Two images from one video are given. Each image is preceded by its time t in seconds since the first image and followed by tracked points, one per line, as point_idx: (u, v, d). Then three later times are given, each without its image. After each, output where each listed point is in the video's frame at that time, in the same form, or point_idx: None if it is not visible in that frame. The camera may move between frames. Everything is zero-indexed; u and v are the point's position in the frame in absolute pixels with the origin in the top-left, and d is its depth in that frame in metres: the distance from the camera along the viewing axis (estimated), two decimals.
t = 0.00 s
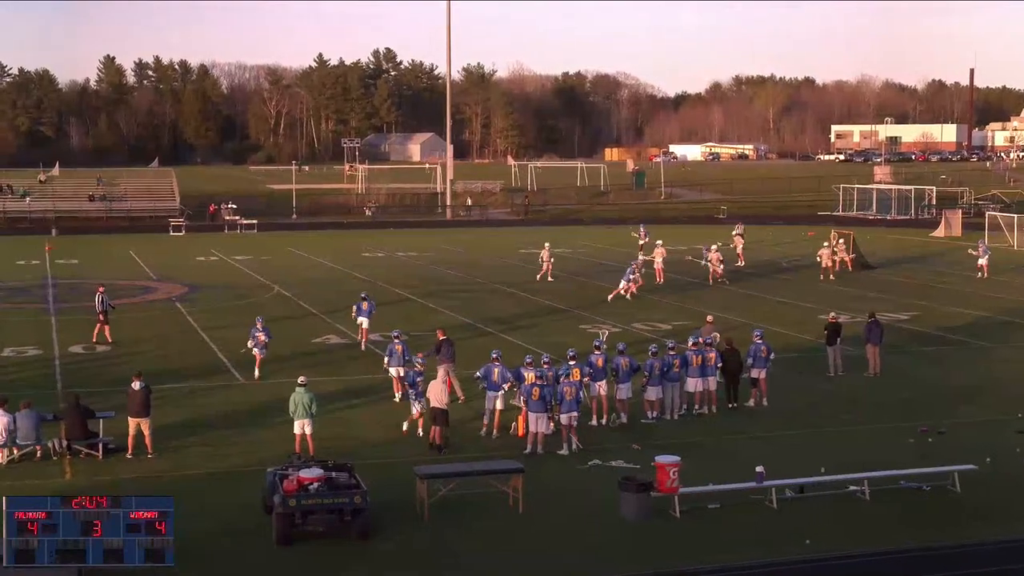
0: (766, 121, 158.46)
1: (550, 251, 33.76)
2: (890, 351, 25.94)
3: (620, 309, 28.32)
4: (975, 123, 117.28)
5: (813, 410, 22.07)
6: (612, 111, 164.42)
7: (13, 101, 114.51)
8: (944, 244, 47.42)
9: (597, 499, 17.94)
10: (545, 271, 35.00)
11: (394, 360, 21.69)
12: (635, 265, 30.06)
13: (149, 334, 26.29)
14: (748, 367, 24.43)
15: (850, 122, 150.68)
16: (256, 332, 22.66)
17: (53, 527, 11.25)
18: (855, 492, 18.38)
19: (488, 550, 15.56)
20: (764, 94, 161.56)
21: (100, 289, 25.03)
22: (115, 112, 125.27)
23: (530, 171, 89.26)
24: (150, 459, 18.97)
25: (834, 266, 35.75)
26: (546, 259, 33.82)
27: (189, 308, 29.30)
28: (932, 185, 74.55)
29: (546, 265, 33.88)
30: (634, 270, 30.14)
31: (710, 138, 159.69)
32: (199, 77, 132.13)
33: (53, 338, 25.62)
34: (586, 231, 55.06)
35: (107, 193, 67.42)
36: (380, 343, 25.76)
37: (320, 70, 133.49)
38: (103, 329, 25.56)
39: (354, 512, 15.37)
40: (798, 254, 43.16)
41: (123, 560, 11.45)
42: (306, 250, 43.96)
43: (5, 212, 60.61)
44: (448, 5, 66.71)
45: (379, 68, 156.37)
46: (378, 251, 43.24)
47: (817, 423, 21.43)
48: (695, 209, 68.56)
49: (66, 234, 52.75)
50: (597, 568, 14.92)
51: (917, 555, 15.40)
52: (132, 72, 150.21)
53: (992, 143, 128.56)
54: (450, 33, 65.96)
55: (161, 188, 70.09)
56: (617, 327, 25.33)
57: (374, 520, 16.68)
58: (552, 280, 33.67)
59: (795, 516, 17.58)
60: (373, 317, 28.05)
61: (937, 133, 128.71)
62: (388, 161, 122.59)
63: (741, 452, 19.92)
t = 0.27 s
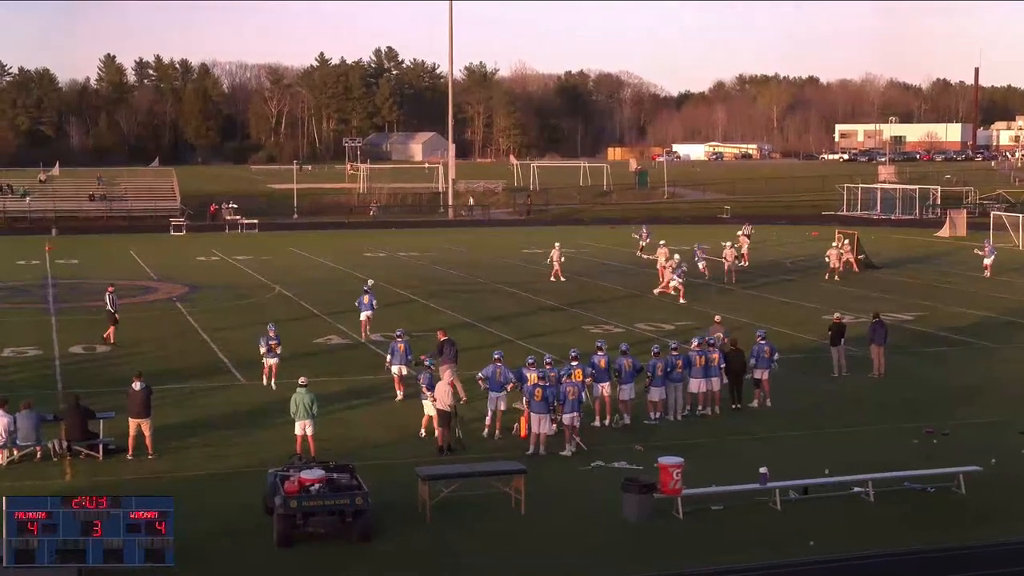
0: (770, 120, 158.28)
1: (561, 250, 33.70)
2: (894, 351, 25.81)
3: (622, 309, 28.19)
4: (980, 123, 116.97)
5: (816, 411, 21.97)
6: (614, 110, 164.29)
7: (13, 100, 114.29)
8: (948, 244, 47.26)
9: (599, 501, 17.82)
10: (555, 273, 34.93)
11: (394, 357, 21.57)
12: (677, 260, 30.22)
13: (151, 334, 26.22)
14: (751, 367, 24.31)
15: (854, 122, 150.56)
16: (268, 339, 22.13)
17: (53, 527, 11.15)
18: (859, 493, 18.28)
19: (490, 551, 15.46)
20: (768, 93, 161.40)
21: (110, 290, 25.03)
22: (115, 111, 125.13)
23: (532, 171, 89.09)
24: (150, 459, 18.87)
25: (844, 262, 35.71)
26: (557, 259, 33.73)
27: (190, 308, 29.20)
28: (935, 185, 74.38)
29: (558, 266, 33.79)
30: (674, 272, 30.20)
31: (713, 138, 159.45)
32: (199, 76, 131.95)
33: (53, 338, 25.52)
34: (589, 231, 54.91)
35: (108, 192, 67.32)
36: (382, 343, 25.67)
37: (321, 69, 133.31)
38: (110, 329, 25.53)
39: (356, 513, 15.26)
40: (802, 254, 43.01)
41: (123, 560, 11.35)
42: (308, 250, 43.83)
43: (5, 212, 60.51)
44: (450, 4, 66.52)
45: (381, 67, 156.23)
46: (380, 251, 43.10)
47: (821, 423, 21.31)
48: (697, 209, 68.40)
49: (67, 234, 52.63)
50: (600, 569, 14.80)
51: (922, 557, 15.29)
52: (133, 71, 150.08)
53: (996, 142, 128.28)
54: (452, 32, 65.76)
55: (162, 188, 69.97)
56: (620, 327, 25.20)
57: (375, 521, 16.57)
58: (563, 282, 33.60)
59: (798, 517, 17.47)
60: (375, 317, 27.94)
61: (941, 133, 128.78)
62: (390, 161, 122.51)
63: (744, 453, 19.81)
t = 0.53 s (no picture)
0: (771, 119, 158.32)
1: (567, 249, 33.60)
2: (896, 352, 25.73)
3: (623, 309, 28.11)
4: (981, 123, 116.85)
5: (818, 411, 21.89)
6: (615, 110, 164.19)
7: (12, 99, 114.15)
8: (950, 244, 47.19)
9: (600, 501, 17.74)
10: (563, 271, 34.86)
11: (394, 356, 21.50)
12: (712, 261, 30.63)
13: (151, 334, 26.16)
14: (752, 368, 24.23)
15: (855, 121, 150.63)
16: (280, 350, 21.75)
17: (53, 527, 11.07)
18: (861, 494, 18.20)
19: (491, 552, 15.40)
20: (768, 92, 161.48)
21: (117, 291, 25.05)
22: (115, 111, 125.06)
23: (531, 171, 89.03)
24: (149, 460, 18.82)
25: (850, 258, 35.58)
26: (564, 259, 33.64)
27: (190, 308, 29.12)
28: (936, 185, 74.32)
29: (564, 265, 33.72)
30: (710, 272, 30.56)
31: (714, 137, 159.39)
32: (198, 75, 131.88)
33: (52, 338, 25.46)
34: (589, 231, 54.83)
35: (107, 192, 67.28)
36: (381, 343, 25.60)
37: (321, 69, 133.27)
38: (117, 330, 25.52)
39: (355, 514, 15.18)
40: (803, 254, 42.93)
41: (122, 561, 11.28)
42: (307, 249, 43.75)
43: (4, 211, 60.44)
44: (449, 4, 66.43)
45: (380, 66, 156.18)
46: (380, 250, 43.03)
47: (822, 423, 21.25)
48: (697, 208, 68.34)
49: (66, 233, 52.55)
50: (601, 570, 14.73)
51: (924, 557, 15.22)
52: (132, 71, 150.01)
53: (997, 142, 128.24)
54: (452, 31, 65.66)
55: (161, 187, 69.88)
56: (621, 328, 25.12)
57: (375, 522, 16.50)
58: (568, 280, 33.55)
59: (799, 517, 17.41)
60: (376, 317, 27.86)
61: (943, 132, 128.83)
62: (390, 160, 122.53)
63: (745, 453, 19.75)
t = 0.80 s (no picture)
0: (770, 118, 158.39)
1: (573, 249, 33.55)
2: (896, 352, 25.67)
3: (622, 309, 28.06)
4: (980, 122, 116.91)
5: (817, 411, 21.85)
6: (614, 109, 164.16)
7: (10, 98, 113.89)
8: (949, 243, 47.14)
9: (600, 501, 17.69)
10: (569, 271, 34.82)
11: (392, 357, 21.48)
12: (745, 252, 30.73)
13: (149, 334, 26.09)
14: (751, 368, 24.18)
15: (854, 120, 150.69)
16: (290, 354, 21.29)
17: (53, 527, 11.03)
18: (860, 494, 18.17)
19: (490, 552, 15.36)
20: (767, 91, 161.60)
21: (123, 291, 25.02)
22: (113, 109, 124.87)
23: (530, 170, 89.00)
24: (147, 460, 18.76)
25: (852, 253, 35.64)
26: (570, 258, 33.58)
27: (189, 308, 29.04)
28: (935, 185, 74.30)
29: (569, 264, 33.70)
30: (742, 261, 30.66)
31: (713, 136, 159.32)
32: (196, 74, 131.71)
33: (49, 338, 25.40)
34: (588, 230, 54.75)
35: (105, 191, 67.18)
36: (380, 343, 25.54)
37: (319, 68, 133.16)
38: (123, 330, 25.48)
39: (354, 514, 15.13)
40: (802, 253, 42.88)
41: (122, 561, 11.24)
42: (305, 249, 43.66)
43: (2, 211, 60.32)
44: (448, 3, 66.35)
45: (378, 65, 156.09)
46: (378, 250, 42.96)
47: (821, 423, 21.21)
48: (696, 208, 68.31)
49: (64, 233, 52.44)
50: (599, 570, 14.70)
51: (924, 557, 15.18)
52: (130, 70, 149.82)
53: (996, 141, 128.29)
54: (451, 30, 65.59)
55: (159, 187, 69.75)
56: (620, 327, 25.05)
57: (374, 523, 16.44)
58: (574, 279, 33.56)
59: (799, 517, 17.36)
60: (374, 317, 27.79)
61: (942, 132, 128.88)
62: (389, 159, 122.46)
63: (745, 453, 19.72)
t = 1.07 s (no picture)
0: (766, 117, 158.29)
1: (578, 247, 33.58)
2: (892, 351, 25.67)
3: (618, 308, 28.06)
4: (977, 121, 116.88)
5: (813, 410, 21.84)
6: (610, 108, 164.05)
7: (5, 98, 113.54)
8: (946, 242, 47.10)
9: (595, 501, 17.67)
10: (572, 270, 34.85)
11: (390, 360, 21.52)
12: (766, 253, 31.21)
13: (144, 333, 26.05)
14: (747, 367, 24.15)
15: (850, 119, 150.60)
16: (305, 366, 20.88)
17: (53, 527, 11.06)
18: (856, 493, 18.19)
19: (487, 551, 15.40)
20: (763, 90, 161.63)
21: (128, 289, 24.96)
22: (109, 109, 124.53)
23: (527, 170, 88.97)
24: (144, 460, 18.73)
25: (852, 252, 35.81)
26: (574, 258, 33.47)
27: (185, 308, 28.98)
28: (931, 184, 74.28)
29: (574, 263, 33.62)
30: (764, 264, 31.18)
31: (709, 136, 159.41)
32: (192, 73, 131.47)
33: (45, 337, 25.37)
34: (585, 229, 54.70)
35: (101, 190, 67.05)
36: (377, 343, 25.50)
37: (315, 67, 133.01)
38: (129, 328, 25.42)
39: (350, 513, 15.14)
40: (799, 252, 42.84)
41: (122, 561, 11.28)
42: (301, 248, 43.62)
43: None
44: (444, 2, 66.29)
45: (375, 64, 156.01)
46: (374, 249, 42.95)
47: (818, 422, 21.21)
48: (692, 207, 68.26)
49: (60, 233, 52.34)
50: (597, 568, 14.72)
51: (919, 556, 15.21)
52: (126, 69, 149.52)
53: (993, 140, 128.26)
54: (447, 29, 65.57)
55: (156, 186, 69.63)
56: (617, 326, 25.01)
57: (371, 522, 16.43)
58: (578, 278, 33.60)
59: (795, 516, 17.39)
60: (370, 316, 27.74)
61: (938, 131, 128.93)
62: (385, 159, 122.32)
63: (742, 453, 19.69)
